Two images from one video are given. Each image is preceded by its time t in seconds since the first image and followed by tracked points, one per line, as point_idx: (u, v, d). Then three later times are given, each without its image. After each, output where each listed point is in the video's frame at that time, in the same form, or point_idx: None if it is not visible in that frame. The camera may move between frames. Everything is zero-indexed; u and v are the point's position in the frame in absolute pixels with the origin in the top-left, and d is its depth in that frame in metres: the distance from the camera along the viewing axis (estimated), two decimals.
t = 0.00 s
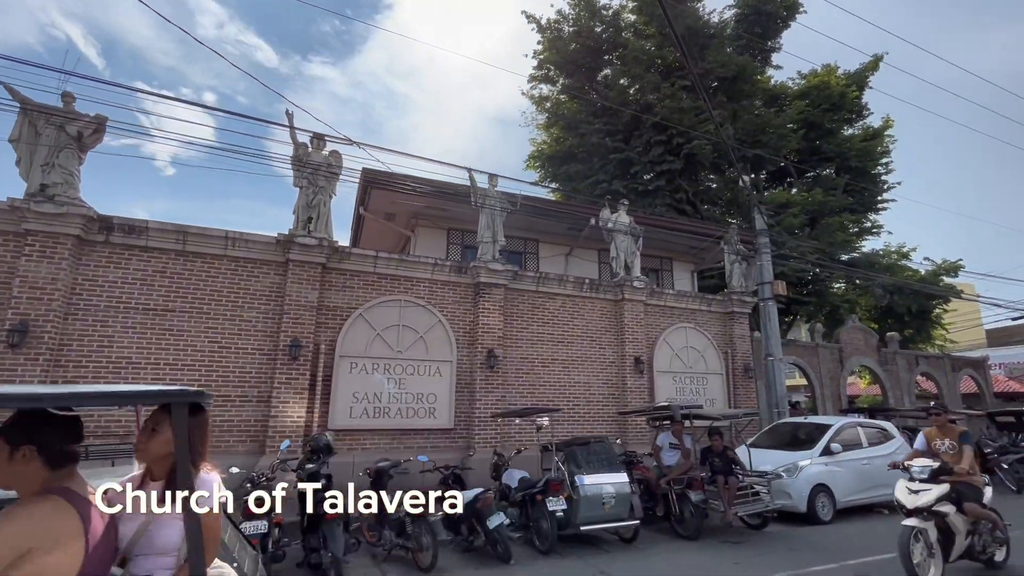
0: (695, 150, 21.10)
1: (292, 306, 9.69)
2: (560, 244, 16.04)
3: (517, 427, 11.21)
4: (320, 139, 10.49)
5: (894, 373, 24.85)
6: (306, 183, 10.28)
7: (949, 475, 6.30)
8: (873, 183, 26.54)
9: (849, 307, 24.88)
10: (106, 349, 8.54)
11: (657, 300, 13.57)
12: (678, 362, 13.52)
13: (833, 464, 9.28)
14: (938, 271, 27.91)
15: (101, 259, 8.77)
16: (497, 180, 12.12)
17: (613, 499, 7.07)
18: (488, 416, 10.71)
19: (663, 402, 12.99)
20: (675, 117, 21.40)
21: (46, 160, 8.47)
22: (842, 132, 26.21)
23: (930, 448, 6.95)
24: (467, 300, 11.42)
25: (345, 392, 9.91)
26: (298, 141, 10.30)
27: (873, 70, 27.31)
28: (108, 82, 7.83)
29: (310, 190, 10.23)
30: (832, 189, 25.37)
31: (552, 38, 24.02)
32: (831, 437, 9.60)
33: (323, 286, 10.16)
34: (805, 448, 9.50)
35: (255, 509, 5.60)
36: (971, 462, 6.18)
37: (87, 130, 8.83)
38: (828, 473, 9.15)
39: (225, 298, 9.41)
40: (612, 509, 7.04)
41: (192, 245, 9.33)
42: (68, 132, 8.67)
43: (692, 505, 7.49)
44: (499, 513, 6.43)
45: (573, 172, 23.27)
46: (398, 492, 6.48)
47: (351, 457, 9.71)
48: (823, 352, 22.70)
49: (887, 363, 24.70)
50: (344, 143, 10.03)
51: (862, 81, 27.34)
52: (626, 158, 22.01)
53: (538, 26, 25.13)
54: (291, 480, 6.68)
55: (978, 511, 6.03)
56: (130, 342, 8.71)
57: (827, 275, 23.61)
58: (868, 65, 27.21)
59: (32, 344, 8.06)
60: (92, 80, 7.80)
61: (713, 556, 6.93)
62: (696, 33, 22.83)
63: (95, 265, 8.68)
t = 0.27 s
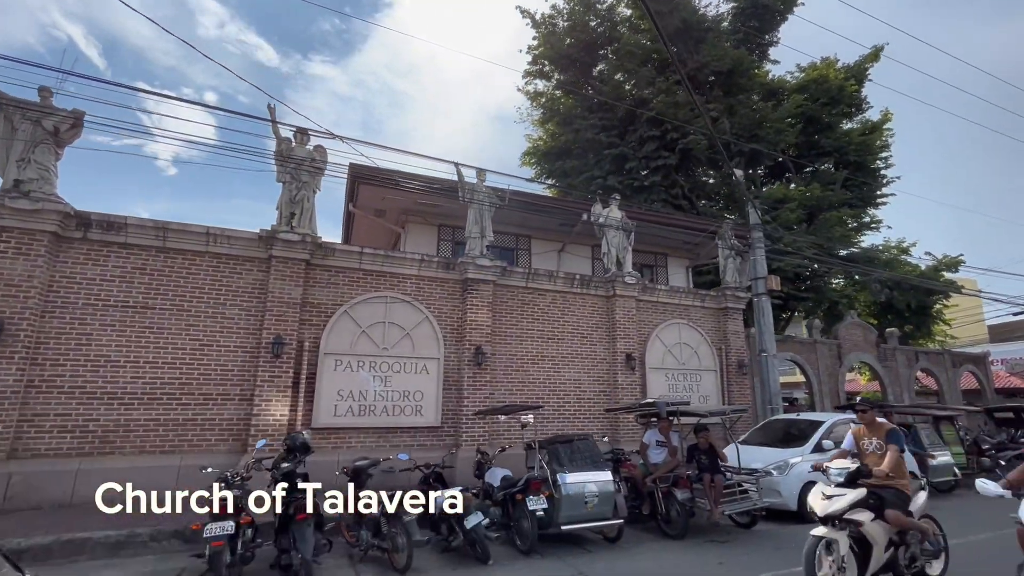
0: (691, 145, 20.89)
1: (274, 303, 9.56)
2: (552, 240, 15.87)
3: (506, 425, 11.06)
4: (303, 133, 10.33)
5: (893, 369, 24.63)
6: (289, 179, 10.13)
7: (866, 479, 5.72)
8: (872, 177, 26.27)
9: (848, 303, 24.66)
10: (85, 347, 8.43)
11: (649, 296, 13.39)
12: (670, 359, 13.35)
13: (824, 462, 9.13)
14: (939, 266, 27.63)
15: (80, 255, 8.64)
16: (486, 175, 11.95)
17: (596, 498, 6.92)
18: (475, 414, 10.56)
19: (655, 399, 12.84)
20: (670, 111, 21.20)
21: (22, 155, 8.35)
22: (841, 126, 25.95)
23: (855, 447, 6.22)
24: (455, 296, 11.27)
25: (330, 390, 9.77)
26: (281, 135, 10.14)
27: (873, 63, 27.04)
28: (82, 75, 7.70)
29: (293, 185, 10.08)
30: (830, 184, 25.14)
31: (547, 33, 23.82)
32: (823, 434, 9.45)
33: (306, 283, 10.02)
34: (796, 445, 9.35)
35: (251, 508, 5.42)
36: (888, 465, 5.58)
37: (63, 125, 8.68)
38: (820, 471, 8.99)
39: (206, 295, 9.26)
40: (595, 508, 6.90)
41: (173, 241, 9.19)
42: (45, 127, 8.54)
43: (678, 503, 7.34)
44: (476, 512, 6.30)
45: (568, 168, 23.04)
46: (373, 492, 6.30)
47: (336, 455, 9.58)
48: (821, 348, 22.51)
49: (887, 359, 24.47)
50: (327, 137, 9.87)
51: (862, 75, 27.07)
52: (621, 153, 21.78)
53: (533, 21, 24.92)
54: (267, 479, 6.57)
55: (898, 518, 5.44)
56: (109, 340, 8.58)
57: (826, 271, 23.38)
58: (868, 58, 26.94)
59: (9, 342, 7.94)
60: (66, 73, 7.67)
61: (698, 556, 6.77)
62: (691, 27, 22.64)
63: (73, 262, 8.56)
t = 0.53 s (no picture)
0: (685, 140, 20.72)
1: (255, 300, 9.44)
2: (543, 236, 15.72)
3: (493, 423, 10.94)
4: (285, 128, 10.19)
5: (891, 365, 24.46)
6: (270, 174, 9.99)
7: (761, 484, 5.12)
8: (869, 172, 26.06)
9: (845, 299, 24.49)
10: (61, 345, 8.31)
11: (640, 292, 13.24)
12: (661, 356, 13.21)
13: (813, 459, 8.97)
14: (937, 262, 27.41)
15: (56, 253, 8.52)
16: (473, 170, 11.81)
17: (576, 497, 6.79)
18: (461, 412, 10.44)
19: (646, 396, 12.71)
20: (664, 106, 21.02)
21: None
22: (838, 121, 25.73)
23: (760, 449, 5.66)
24: (441, 293, 11.13)
25: (312, 388, 9.65)
26: (262, 130, 10.00)
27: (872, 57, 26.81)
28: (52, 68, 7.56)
29: (275, 180, 9.94)
30: (827, 179, 24.94)
31: (541, 28, 23.63)
32: (812, 431, 9.29)
33: (288, 279, 9.89)
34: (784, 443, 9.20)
35: (256, 508, 5.25)
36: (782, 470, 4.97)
37: (38, 120, 8.54)
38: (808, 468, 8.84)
39: (186, 292, 9.14)
40: (576, 507, 6.77)
41: (151, 238, 9.05)
42: (18, 122, 8.40)
43: (661, 502, 7.19)
44: (451, 511, 6.17)
45: (563, 164, 22.86)
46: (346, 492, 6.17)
47: (318, 454, 9.46)
48: (818, 345, 22.36)
49: (884, 356, 24.32)
50: (309, 132, 9.72)
51: (859, 69, 26.84)
52: (615, 149, 21.59)
53: (527, 17, 24.73)
54: (239, 478, 6.42)
55: (785, 528, 4.83)
56: (85, 338, 8.46)
57: (822, 267, 23.20)
58: (866, 52, 26.71)
59: None
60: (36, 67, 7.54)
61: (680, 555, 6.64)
62: (685, 21, 22.47)
63: (49, 259, 8.44)
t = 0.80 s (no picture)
0: (679, 136, 20.56)
1: (235, 297, 9.29)
2: (534, 233, 15.58)
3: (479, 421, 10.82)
4: (266, 122, 10.03)
5: (887, 362, 24.34)
6: (251, 169, 9.84)
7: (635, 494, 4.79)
8: (866, 169, 25.88)
9: (841, 296, 24.35)
10: (35, 342, 8.19)
11: (630, 289, 13.11)
12: (651, 353, 13.08)
13: (801, 458, 8.83)
14: (934, 259, 27.23)
15: (30, 249, 8.39)
16: (459, 165, 11.66)
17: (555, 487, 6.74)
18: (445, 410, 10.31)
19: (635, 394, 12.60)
20: (657, 102, 20.85)
21: None
22: (835, 116, 25.55)
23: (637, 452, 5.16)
24: (427, 290, 11.00)
25: (294, 386, 9.53)
26: (243, 125, 9.85)
27: (869, 52, 26.62)
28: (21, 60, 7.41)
29: (255, 175, 9.80)
30: (824, 175, 24.78)
31: (535, 23, 23.44)
32: (801, 429, 9.15)
33: (270, 276, 9.75)
34: (772, 441, 9.06)
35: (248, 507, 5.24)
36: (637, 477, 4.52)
37: (11, 114, 8.40)
38: (795, 467, 8.70)
39: (164, 289, 9.00)
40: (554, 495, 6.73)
41: (128, 234, 8.91)
42: None
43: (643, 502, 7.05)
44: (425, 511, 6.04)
45: (557, 161, 22.68)
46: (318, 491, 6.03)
47: (300, 453, 9.35)
48: (813, 342, 22.25)
49: (880, 353, 24.20)
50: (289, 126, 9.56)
51: (857, 64, 26.65)
52: (609, 145, 21.41)
53: (521, 12, 24.55)
54: (208, 478, 6.27)
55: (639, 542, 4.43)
56: (60, 336, 8.34)
57: (818, 263, 23.04)
58: (864, 47, 26.52)
59: None
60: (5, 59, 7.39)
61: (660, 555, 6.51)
62: (679, 16, 22.31)
63: (23, 255, 8.31)
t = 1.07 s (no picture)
0: (672, 131, 20.40)
1: (213, 292, 9.13)
2: (523, 229, 15.43)
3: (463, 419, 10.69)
4: (246, 114, 9.85)
5: (881, 360, 24.27)
6: (230, 163, 9.67)
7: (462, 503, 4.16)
8: (861, 165, 25.74)
9: (835, 293, 24.25)
10: (7, 338, 8.04)
11: (618, 285, 12.97)
12: (640, 350, 12.95)
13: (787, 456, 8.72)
14: (929, 256, 27.13)
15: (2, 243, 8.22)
16: (445, 159, 11.49)
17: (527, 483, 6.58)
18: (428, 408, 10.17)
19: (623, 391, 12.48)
20: (651, 98, 20.68)
21: None
22: (830, 113, 25.38)
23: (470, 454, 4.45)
24: (411, 286, 10.85)
25: (274, 383, 9.39)
26: (222, 118, 9.67)
27: (866, 49, 26.44)
28: None
29: (234, 169, 9.63)
30: (819, 172, 24.63)
31: (528, 18, 23.22)
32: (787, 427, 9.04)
33: (249, 271, 9.60)
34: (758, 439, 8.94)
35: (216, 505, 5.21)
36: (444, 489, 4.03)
37: None
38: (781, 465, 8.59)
39: (140, 285, 8.84)
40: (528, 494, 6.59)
41: (103, 228, 8.75)
42: None
43: (623, 501, 6.93)
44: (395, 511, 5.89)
45: (549, 157, 22.49)
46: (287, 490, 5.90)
47: (279, 450, 9.22)
48: (806, 339, 22.16)
49: (874, 350, 24.14)
50: (268, 118, 9.38)
51: (853, 60, 26.47)
52: (602, 141, 21.24)
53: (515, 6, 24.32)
54: (176, 477, 6.11)
55: (423, 543, 4.25)
56: (33, 332, 8.18)
57: (812, 260, 22.91)
58: (861, 43, 26.34)
59: None
60: None
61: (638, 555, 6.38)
62: (674, 11, 22.13)
63: None
